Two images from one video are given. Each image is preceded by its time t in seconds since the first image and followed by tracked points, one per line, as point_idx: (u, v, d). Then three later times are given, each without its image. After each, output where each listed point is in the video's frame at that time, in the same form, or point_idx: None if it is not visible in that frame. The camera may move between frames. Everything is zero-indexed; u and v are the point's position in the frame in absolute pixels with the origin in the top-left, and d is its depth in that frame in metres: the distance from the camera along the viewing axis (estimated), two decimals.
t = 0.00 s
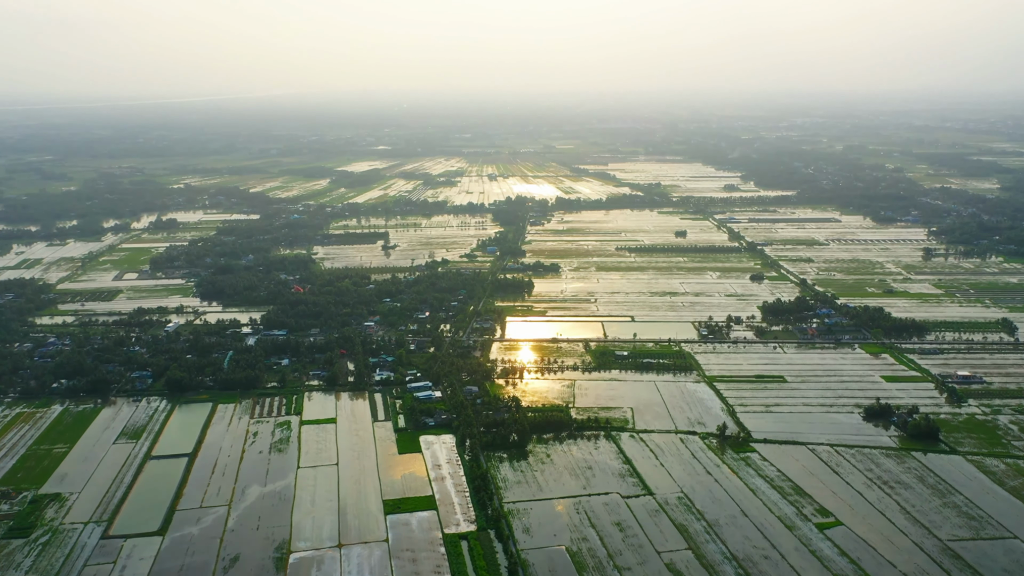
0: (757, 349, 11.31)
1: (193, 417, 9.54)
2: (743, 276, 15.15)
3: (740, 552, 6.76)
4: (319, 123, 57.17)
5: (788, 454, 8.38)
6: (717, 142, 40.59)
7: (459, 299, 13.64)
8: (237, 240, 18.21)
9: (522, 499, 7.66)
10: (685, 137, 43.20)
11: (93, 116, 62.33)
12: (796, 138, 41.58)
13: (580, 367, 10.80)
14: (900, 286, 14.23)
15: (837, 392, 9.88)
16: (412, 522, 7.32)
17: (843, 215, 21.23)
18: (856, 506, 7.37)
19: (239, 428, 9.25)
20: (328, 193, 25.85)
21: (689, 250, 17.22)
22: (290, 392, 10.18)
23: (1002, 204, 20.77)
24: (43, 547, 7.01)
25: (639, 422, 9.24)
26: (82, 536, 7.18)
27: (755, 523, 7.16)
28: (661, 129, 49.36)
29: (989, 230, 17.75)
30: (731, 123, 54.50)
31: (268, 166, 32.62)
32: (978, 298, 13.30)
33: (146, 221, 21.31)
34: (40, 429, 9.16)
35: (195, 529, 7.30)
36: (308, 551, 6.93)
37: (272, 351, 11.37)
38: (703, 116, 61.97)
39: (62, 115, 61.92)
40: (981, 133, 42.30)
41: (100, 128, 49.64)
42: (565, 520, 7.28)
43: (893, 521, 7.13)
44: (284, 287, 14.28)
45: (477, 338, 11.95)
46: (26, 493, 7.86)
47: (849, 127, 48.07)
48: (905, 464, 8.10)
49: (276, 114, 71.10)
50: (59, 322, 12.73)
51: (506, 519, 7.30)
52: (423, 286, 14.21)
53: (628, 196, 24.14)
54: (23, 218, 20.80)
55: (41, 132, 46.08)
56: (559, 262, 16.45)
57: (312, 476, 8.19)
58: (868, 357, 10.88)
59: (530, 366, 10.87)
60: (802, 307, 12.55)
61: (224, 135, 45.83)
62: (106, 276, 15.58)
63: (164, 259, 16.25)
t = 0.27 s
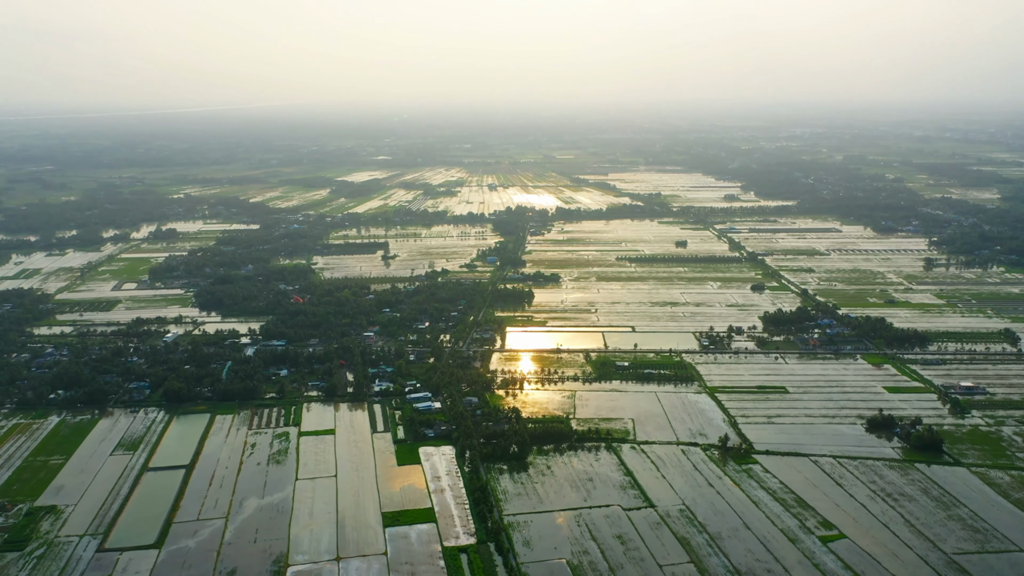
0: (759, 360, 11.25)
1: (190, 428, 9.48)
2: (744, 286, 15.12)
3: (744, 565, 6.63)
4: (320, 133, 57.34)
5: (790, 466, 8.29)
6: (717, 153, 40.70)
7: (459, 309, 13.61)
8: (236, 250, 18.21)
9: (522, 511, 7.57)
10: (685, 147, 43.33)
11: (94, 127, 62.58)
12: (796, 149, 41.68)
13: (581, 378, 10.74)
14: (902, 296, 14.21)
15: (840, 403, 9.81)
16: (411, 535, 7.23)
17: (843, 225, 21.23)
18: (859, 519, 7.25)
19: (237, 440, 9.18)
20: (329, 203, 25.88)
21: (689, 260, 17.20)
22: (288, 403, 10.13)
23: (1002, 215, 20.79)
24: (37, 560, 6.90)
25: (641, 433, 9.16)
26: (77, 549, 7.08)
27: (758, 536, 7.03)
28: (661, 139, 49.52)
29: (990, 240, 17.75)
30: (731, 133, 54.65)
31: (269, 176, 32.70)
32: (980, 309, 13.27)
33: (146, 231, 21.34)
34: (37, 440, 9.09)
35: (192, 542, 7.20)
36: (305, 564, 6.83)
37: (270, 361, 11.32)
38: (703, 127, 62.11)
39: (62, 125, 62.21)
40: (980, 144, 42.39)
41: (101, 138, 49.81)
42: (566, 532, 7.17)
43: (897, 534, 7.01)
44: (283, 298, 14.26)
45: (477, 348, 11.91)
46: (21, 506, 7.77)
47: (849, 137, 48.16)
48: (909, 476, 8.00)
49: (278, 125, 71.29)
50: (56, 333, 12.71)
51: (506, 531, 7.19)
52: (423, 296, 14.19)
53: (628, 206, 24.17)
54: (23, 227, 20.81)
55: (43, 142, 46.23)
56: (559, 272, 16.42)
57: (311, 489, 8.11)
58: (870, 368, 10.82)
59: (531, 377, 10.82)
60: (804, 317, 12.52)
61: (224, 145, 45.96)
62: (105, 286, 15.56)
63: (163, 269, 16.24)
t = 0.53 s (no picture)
0: (760, 361, 11.21)
1: (189, 430, 9.43)
2: (745, 286, 15.07)
3: (746, 569, 6.57)
4: (319, 133, 57.26)
5: (792, 468, 8.23)
6: (717, 152, 40.65)
7: (459, 310, 13.56)
8: (235, 250, 18.16)
9: (522, 514, 7.51)
10: (685, 147, 43.24)
11: (94, 126, 62.52)
12: (796, 148, 41.61)
13: (581, 379, 10.69)
14: (903, 296, 14.17)
15: (842, 404, 9.76)
16: (410, 538, 7.17)
17: (844, 225, 21.18)
18: (862, 522, 7.20)
19: (235, 442, 9.13)
20: (328, 203, 25.83)
21: (690, 260, 17.15)
22: (287, 404, 10.07)
23: (1003, 214, 20.75)
24: (33, 564, 6.85)
25: (641, 434, 9.11)
26: (73, 552, 7.03)
27: (760, 539, 6.98)
28: (661, 139, 49.47)
29: (991, 240, 17.72)
30: (731, 133, 54.56)
31: (268, 177, 32.64)
32: (982, 309, 13.23)
33: (145, 231, 21.29)
34: (34, 442, 9.05)
35: (189, 545, 7.14)
36: (303, 567, 6.78)
37: (269, 363, 11.27)
38: (703, 126, 61.99)
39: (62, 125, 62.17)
40: (981, 143, 42.34)
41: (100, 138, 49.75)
42: (566, 535, 7.12)
43: (900, 537, 6.96)
44: (282, 298, 14.22)
45: (477, 349, 11.86)
46: (18, 508, 7.71)
47: (849, 137, 48.08)
48: (912, 478, 7.95)
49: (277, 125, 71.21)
50: (55, 333, 12.67)
51: (506, 535, 7.13)
52: (423, 297, 14.14)
53: (628, 206, 24.12)
54: (21, 228, 20.77)
55: (42, 142, 46.13)
56: (559, 272, 16.38)
57: (309, 491, 8.06)
58: (872, 369, 10.77)
59: (531, 378, 10.77)
60: (805, 317, 12.47)
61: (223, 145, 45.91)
62: (103, 287, 15.52)
63: (162, 269, 16.20)
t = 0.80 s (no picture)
0: (761, 362, 11.16)
1: (187, 432, 9.37)
2: (745, 287, 15.02)
3: (748, 572, 6.52)
4: (318, 133, 57.16)
5: (794, 470, 8.18)
6: (717, 152, 40.59)
7: (458, 310, 13.51)
8: (234, 250, 18.11)
9: (522, 516, 7.46)
10: (685, 147, 43.17)
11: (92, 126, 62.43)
12: (796, 148, 41.56)
13: (581, 380, 10.64)
14: (904, 297, 14.12)
15: (843, 405, 9.71)
16: (409, 541, 7.12)
17: (845, 225, 21.12)
18: (864, 524, 7.15)
19: (233, 443, 9.08)
20: (327, 203, 25.75)
21: (690, 260, 17.11)
22: (286, 406, 10.02)
23: (1004, 214, 20.71)
24: (30, 567, 6.79)
25: (642, 436, 9.06)
26: (70, 556, 6.97)
27: (762, 542, 6.93)
28: (661, 139, 49.40)
29: (992, 240, 17.68)
30: (731, 132, 54.47)
31: (267, 176, 32.57)
32: (983, 309, 13.18)
33: (144, 231, 21.22)
34: (32, 444, 8.99)
35: (187, 548, 7.09)
36: (302, 571, 6.73)
37: (268, 364, 11.22)
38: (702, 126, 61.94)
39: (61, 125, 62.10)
40: (981, 143, 42.29)
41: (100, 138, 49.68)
42: (566, 538, 7.06)
43: (903, 540, 6.91)
44: (281, 299, 14.17)
45: (476, 350, 11.81)
46: (14, 511, 7.66)
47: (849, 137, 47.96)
48: (914, 480, 7.90)
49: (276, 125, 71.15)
50: (52, 334, 12.63)
51: (506, 538, 7.07)
52: (422, 297, 14.09)
53: (628, 206, 24.06)
54: (20, 228, 20.71)
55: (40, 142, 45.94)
56: (559, 273, 16.33)
57: (308, 494, 8.00)
58: (874, 370, 10.72)
59: (530, 379, 10.72)
60: (806, 318, 12.42)
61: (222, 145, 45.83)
62: (102, 287, 15.47)
63: (161, 270, 16.15)
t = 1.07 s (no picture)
0: (762, 363, 11.10)
1: (185, 434, 9.32)
2: (746, 287, 14.97)
3: None
4: (318, 133, 57.09)
5: (796, 472, 8.12)
6: (717, 152, 40.55)
7: (458, 311, 13.46)
8: (234, 251, 18.06)
9: (522, 519, 7.41)
10: (685, 147, 43.12)
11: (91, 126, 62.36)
12: (796, 148, 41.51)
13: (581, 381, 10.59)
14: (905, 297, 14.08)
15: (844, 407, 9.66)
16: (408, 544, 7.07)
17: (845, 225, 21.07)
18: (866, 527, 7.10)
19: (231, 446, 9.02)
20: (327, 203, 25.69)
21: (690, 261, 17.05)
22: (284, 407, 9.97)
23: (1005, 214, 20.67)
24: (26, 571, 6.74)
25: (642, 438, 9.01)
26: (66, 560, 6.92)
27: (764, 545, 6.87)
28: (661, 139, 49.33)
29: (993, 240, 17.64)
30: (730, 132, 54.39)
31: (267, 176, 32.51)
32: (985, 310, 13.13)
33: (143, 231, 21.18)
34: (28, 446, 8.94)
35: (184, 551, 7.03)
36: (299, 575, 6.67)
37: (266, 365, 11.17)
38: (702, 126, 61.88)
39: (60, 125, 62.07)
40: (981, 142, 42.23)
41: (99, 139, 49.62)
42: (566, 542, 7.01)
43: (905, 543, 6.85)
44: (280, 299, 14.12)
45: (476, 351, 11.76)
46: (10, 514, 7.60)
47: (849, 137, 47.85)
48: (917, 483, 7.85)
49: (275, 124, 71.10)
50: (50, 335, 12.58)
51: (506, 541, 7.02)
52: (422, 298, 14.04)
53: (628, 206, 24.01)
54: (18, 228, 20.64)
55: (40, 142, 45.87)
56: (558, 273, 16.28)
57: (306, 496, 7.95)
58: (875, 371, 10.67)
59: (530, 380, 10.67)
60: (807, 319, 12.36)
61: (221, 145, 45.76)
62: (100, 287, 15.42)
63: (159, 270, 16.09)
